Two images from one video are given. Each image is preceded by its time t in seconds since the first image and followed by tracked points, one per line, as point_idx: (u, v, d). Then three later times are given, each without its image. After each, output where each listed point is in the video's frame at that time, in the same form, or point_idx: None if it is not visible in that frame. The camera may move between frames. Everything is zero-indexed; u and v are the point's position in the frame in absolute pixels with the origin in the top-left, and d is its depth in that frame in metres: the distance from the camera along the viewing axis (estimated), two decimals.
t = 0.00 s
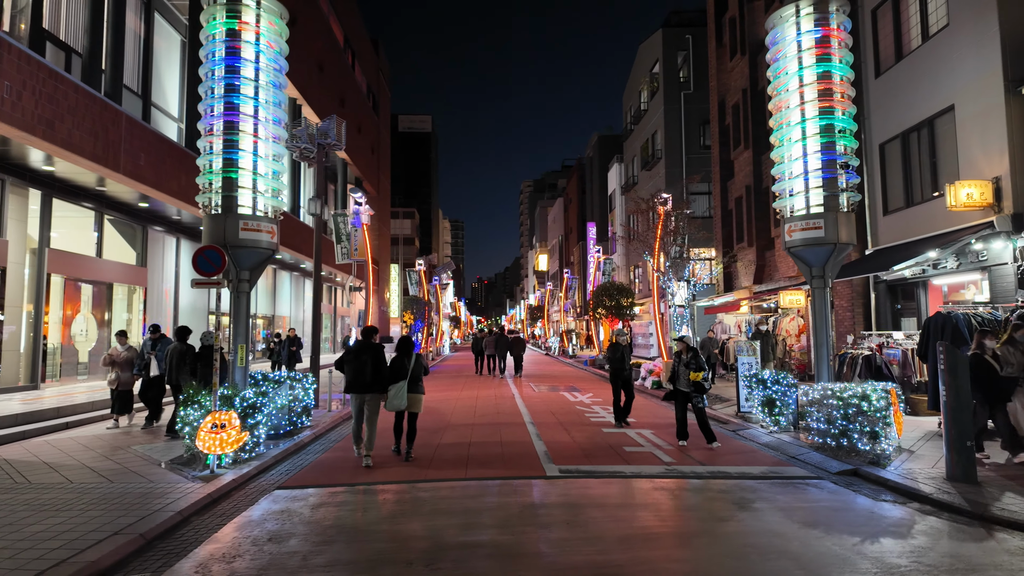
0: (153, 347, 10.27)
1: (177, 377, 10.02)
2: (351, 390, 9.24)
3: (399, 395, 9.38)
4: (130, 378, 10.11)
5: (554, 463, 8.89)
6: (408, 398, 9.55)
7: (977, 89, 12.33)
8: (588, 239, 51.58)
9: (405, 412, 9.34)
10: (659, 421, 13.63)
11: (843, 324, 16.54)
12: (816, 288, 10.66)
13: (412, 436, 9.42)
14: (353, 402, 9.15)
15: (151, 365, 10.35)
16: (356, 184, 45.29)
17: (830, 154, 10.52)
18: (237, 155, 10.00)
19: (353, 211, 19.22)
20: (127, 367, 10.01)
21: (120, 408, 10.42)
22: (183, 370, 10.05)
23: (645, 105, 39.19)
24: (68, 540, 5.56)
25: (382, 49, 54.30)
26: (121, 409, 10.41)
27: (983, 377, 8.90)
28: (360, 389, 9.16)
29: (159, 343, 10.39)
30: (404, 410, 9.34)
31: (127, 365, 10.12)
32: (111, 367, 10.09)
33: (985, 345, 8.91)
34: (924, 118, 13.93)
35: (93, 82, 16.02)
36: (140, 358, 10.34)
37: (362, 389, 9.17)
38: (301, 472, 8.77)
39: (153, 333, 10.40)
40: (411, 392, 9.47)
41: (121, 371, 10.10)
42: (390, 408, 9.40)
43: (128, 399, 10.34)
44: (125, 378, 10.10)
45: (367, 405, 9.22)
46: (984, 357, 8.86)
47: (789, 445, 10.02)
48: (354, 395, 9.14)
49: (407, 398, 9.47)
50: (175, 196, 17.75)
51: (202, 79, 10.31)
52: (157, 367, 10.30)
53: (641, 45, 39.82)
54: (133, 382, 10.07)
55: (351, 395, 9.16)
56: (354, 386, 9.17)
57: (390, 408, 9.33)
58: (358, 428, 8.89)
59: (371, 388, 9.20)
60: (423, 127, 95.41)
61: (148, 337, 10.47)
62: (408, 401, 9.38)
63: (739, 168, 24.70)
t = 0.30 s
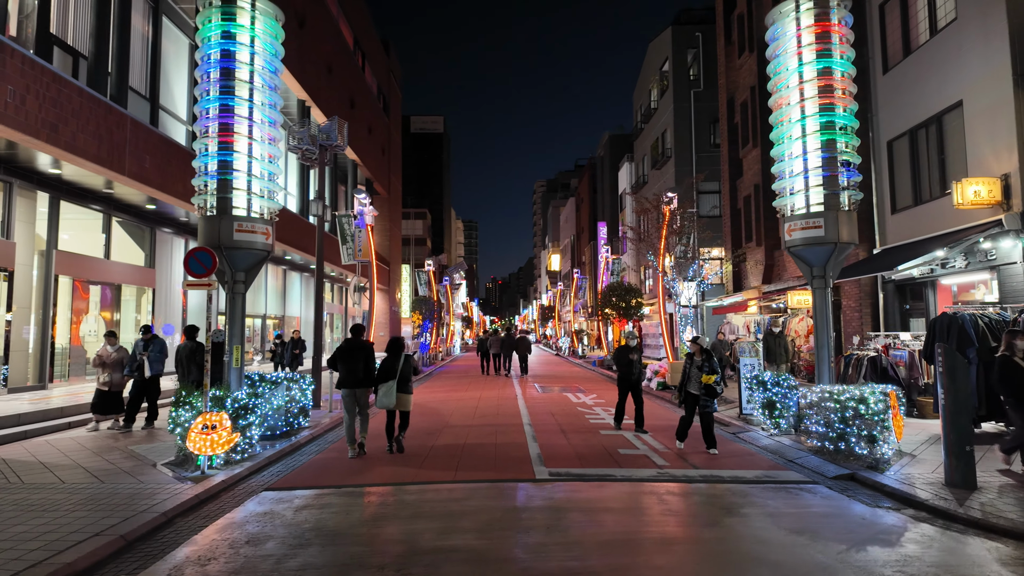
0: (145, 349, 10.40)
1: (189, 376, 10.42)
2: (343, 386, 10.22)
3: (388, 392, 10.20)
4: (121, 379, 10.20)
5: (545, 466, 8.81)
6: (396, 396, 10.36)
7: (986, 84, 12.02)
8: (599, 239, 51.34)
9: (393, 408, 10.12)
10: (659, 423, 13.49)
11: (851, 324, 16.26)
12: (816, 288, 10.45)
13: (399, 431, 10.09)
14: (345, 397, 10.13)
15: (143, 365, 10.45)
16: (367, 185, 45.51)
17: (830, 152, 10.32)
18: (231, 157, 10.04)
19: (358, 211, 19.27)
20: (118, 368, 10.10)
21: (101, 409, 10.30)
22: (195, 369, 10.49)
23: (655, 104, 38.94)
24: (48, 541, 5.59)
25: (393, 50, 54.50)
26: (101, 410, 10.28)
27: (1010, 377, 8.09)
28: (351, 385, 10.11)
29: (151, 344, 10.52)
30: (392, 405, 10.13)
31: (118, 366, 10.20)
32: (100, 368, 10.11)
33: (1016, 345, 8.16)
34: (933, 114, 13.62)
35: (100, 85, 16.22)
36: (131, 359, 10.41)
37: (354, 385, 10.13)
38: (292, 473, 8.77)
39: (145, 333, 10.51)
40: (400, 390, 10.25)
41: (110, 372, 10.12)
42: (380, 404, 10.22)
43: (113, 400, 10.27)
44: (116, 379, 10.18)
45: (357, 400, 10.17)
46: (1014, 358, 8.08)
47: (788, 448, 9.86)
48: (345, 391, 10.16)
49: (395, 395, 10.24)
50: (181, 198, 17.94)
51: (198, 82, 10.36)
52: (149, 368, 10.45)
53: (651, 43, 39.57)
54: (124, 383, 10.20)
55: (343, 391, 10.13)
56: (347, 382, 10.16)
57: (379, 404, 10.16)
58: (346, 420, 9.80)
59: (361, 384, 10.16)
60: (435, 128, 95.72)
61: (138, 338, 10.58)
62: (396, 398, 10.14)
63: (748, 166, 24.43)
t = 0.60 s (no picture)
0: (128, 349, 10.39)
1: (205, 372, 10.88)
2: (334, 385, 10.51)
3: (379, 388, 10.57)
4: (101, 380, 10.17)
5: (532, 466, 8.73)
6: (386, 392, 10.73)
7: (988, 78, 11.79)
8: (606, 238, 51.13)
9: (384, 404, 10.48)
10: (656, 423, 13.34)
11: (854, 323, 16.00)
12: (811, 286, 10.26)
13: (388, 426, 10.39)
14: (335, 395, 10.43)
15: (126, 366, 10.47)
16: (373, 185, 45.61)
17: (825, 147, 10.13)
18: (221, 155, 10.05)
19: (357, 211, 19.29)
20: (97, 369, 10.08)
21: (80, 411, 10.26)
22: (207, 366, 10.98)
23: (661, 102, 38.66)
24: (19, 540, 5.57)
25: (399, 50, 54.49)
26: (81, 411, 10.26)
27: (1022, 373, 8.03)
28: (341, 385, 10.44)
29: (134, 345, 10.53)
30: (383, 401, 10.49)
31: (98, 366, 10.17)
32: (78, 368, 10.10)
33: None
34: (935, 108, 13.37)
35: (100, 86, 16.32)
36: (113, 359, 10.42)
37: (344, 385, 10.49)
38: (277, 473, 8.74)
39: (127, 334, 10.49)
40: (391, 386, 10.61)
41: (88, 372, 10.07)
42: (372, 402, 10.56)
43: (92, 401, 10.23)
44: (95, 380, 10.16)
45: (347, 397, 10.48)
46: None
47: (781, 448, 9.71)
48: (336, 388, 10.37)
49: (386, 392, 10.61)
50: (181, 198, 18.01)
51: (189, 81, 10.37)
52: (133, 368, 10.48)
53: (657, 40, 39.31)
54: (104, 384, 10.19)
55: (333, 389, 10.44)
56: (337, 380, 10.48)
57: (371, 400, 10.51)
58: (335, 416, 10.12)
59: (351, 383, 10.51)
60: (444, 127, 95.97)
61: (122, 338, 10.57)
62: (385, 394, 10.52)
63: (752, 163, 24.17)
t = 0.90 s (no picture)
0: (101, 350, 10.17)
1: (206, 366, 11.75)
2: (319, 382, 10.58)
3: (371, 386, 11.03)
4: (71, 380, 10.13)
5: (510, 468, 8.65)
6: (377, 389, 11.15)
7: (980, 75, 11.63)
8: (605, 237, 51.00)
9: (376, 402, 10.94)
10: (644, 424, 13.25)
11: (847, 323, 15.87)
12: (797, 286, 10.13)
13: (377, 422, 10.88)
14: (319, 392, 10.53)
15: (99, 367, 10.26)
16: (371, 184, 45.59)
17: (811, 145, 9.99)
18: (200, 155, 9.98)
19: (349, 211, 19.24)
20: (67, 370, 10.10)
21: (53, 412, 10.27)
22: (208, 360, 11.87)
23: (660, 100, 38.50)
24: None
25: (399, 50, 54.39)
26: (57, 413, 10.26)
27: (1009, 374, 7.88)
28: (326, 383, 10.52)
29: (106, 346, 10.28)
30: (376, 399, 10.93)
31: (69, 367, 10.16)
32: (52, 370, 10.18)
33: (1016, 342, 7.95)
34: (927, 106, 13.21)
35: (90, 86, 16.29)
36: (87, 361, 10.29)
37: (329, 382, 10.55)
38: (252, 475, 8.67)
39: (99, 334, 10.28)
40: (382, 385, 11.02)
41: (58, 373, 10.09)
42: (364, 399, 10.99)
43: (65, 402, 10.25)
44: (65, 380, 10.15)
45: (330, 395, 10.58)
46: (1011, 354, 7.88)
47: (765, 450, 9.60)
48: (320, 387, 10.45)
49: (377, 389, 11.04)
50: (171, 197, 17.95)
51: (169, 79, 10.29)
52: (105, 370, 10.23)
53: (656, 39, 39.17)
54: (75, 384, 10.13)
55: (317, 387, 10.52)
56: (321, 378, 10.52)
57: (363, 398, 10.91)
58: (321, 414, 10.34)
59: (336, 382, 10.56)
60: (445, 126, 96.01)
61: (96, 338, 10.40)
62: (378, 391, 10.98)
63: (748, 162, 24.03)
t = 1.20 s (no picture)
0: (70, 354, 10.26)
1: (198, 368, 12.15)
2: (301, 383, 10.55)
3: (359, 383, 11.35)
4: (38, 384, 10.00)
5: (484, 469, 8.62)
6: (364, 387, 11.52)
7: (962, 75, 11.60)
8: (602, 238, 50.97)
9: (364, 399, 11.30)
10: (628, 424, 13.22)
11: (833, 323, 15.84)
12: (776, 286, 10.11)
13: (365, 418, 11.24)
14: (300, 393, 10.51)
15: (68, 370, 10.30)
16: (367, 185, 45.59)
17: (789, 145, 9.96)
18: (177, 155, 9.96)
19: (337, 211, 19.23)
20: (33, 374, 9.93)
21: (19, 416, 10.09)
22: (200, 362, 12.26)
23: (654, 100, 38.47)
24: None
25: (395, 50, 54.35)
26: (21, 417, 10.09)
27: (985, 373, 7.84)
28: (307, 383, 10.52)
29: (78, 349, 10.38)
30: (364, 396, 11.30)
31: (35, 371, 10.01)
32: (15, 374, 10.00)
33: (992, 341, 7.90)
34: (911, 106, 13.18)
35: (75, 86, 16.26)
36: (54, 364, 10.26)
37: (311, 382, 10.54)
38: (225, 476, 8.63)
39: (70, 338, 10.38)
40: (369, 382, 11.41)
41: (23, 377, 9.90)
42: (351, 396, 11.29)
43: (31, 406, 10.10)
44: (32, 385, 9.98)
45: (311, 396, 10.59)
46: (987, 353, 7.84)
47: (742, 451, 9.58)
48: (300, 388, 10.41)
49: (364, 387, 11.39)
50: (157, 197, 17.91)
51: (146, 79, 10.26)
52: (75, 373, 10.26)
53: (651, 39, 39.16)
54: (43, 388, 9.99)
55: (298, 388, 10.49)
56: (302, 379, 10.51)
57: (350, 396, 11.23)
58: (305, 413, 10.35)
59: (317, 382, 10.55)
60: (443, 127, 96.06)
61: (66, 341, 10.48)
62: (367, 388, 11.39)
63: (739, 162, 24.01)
